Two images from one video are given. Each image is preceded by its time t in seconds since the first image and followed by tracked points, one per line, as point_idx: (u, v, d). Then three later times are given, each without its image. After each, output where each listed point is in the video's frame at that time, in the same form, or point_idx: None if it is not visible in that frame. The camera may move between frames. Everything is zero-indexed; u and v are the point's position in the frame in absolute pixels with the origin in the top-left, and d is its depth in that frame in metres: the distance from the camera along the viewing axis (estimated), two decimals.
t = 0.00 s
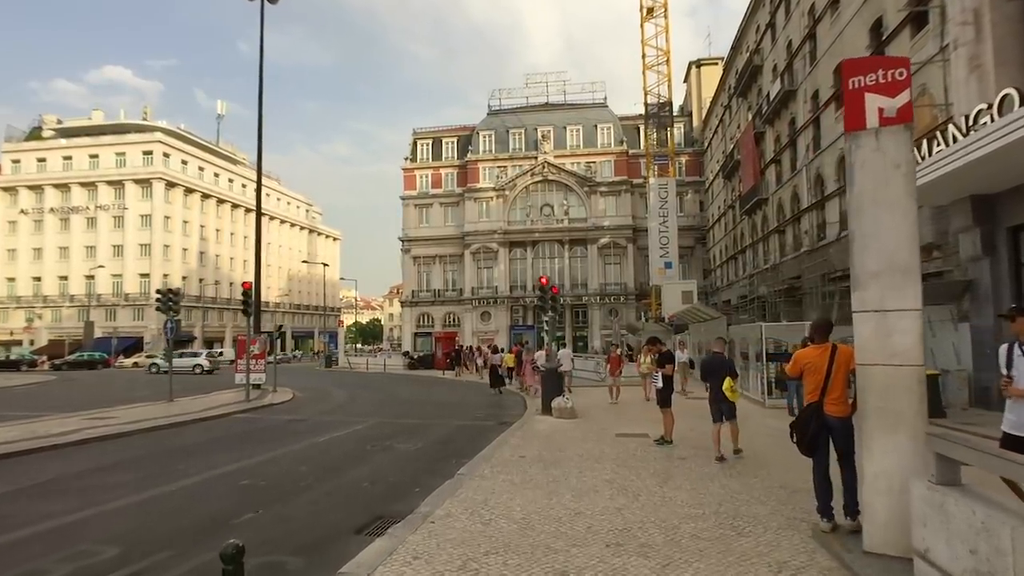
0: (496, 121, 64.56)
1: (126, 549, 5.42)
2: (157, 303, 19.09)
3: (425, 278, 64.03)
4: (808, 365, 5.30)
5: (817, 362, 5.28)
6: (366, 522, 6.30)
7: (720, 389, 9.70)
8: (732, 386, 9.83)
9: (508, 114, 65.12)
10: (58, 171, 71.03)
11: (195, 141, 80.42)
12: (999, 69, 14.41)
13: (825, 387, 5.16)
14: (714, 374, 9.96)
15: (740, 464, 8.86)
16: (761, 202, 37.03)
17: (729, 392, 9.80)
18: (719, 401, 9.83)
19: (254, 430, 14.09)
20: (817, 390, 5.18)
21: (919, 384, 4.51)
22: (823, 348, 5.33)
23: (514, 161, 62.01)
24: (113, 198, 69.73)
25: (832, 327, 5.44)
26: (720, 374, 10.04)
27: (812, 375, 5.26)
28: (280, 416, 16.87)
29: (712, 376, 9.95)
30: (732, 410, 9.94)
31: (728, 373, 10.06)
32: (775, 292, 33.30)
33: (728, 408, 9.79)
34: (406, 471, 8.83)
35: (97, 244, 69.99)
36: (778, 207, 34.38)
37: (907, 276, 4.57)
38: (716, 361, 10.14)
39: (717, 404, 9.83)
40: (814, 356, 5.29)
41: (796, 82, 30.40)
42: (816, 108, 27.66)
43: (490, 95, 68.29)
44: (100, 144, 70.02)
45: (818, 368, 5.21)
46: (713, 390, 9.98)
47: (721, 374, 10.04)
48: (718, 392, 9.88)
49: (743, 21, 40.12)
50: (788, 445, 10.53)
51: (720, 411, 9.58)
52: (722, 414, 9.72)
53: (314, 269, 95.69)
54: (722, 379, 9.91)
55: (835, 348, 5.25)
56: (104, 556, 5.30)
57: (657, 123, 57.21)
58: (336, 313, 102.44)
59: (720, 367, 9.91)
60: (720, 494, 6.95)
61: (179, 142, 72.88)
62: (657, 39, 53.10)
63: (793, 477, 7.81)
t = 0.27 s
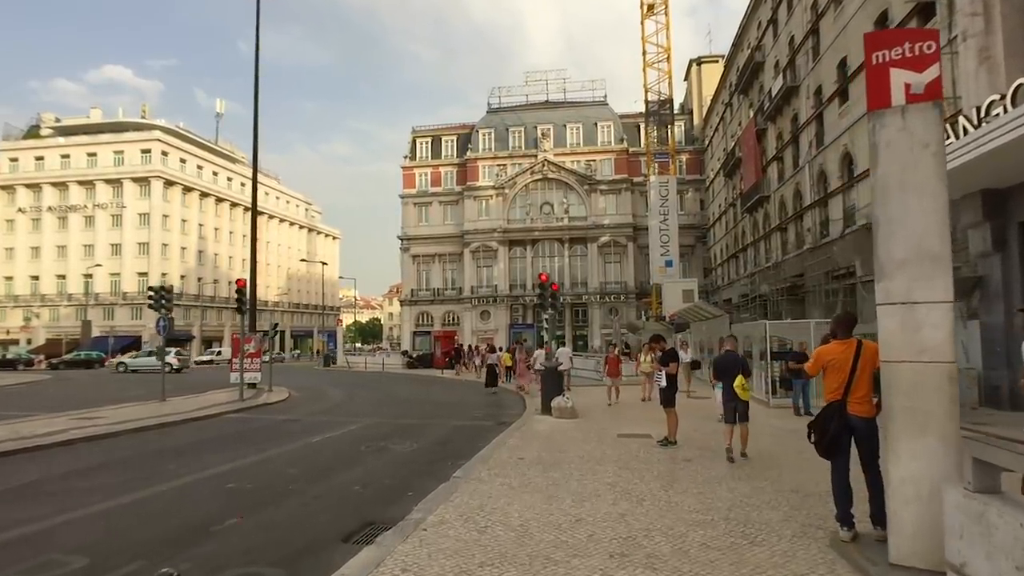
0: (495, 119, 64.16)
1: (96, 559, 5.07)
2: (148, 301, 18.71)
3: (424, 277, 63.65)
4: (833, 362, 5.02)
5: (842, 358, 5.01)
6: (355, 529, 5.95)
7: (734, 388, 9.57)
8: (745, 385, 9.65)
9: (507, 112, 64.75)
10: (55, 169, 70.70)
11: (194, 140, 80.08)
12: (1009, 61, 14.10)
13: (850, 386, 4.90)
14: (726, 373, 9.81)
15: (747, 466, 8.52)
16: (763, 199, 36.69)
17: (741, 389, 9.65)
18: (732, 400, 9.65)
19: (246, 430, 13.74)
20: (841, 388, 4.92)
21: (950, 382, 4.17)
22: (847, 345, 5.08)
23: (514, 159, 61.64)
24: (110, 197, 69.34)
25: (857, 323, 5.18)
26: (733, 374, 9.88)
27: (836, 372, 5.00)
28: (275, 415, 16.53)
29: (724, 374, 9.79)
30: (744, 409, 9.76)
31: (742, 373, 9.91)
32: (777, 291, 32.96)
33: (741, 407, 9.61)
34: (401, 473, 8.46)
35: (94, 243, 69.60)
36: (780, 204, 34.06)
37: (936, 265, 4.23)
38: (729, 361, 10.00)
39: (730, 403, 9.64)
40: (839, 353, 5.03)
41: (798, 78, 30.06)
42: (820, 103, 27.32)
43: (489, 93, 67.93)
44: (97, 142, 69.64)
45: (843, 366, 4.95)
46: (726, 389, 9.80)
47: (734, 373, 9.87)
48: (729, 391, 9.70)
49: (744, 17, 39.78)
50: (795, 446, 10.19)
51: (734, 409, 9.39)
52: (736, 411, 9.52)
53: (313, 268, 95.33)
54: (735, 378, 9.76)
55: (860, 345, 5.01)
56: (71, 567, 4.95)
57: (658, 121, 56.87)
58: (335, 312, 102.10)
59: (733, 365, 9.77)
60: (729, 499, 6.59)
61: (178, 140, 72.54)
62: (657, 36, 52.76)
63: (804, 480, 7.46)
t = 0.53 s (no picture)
0: (495, 118, 63.81)
1: None
2: (140, 300, 18.35)
3: (423, 276, 63.30)
4: (862, 362, 4.69)
5: (871, 358, 4.68)
6: (341, 542, 5.59)
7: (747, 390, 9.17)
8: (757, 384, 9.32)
9: (507, 111, 64.36)
10: (53, 168, 70.35)
11: (193, 139, 79.74)
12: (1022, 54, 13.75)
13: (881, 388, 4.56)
14: (738, 371, 9.41)
15: (756, 472, 8.13)
16: (765, 198, 36.34)
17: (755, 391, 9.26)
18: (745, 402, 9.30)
19: (237, 433, 13.37)
20: (872, 388, 4.57)
21: (989, 386, 3.79)
22: (878, 345, 4.73)
23: (514, 159, 61.31)
24: (108, 196, 68.94)
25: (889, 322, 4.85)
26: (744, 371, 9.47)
27: (865, 372, 4.66)
28: (269, 416, 16.18)
29: (736, 374, 9.40)
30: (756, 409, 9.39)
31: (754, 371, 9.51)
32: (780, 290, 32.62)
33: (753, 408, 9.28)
34: (394, 479, 8.11)
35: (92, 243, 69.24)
36: (782, 203, 33.71)
37: (972, 257, 3.84)
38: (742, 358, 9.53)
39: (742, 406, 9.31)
40: (868, 352, 4.69)
41: (801, 75, 29.71)
42: (823, 100, 26.98)
43: (489, 92, 67.59)
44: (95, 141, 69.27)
45: (874, 366, 4.62)
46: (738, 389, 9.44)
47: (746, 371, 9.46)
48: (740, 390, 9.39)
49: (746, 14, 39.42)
50: (804, 450, 9.81)
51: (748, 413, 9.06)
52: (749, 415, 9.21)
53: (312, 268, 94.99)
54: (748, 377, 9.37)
55: (891, 346, 4.68)
56: None
57: (659, 120, 56.53)
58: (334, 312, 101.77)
59: (745, 364, 9.35)
60: (741, 509, 6.21)
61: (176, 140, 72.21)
62: (658, 34, 52.43)
63: (818, 488, 7.07)
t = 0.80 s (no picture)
0: (495, 116, 63.43)
1: None
2: (132, 298, 18.03)
3: (423, 275, 62.97)
4: (898, 363, 4.61)
5: (908, 357, 4.61)
6: (329, 553, 5.23)
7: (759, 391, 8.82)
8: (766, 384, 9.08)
9: (507, 109, 64.00)
10: (50, 167, 70.06)
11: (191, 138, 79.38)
12: None
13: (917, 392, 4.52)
14: (746, 371, 9.13)
15: (769, 476, 7.77)
16: (768, 196, 35.99)
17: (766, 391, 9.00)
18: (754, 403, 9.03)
19: (230, 434, 13.02)
20: (906, 393, 4.55)
21: None
22: (918, 343, 4.63)
23: (515, 157, 60.95)
24: (105, 194, 68.58)
25: (928, 319, 4.74)
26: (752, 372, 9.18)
27: (901, 372, 4.61)
28: (264, 417, 15.85)
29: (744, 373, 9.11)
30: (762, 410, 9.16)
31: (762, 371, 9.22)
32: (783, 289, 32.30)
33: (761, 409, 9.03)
34: (388, 484, 7.76)
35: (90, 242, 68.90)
36: (785, 201, 33.37)
37: (1019, 247, 3.47)
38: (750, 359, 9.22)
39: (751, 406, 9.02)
40: (904, 352, 4.62)
41: (805, 71, 29.37)
42: (828, 96, 26.63)
43: (489, 90, 67.25)
44: (93, 139, 68.95)
45: (909, 369, 4.56)
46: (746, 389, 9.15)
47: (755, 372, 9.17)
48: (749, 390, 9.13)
49: (749, 11, 39.07)
50: (816, 453, 9.45)
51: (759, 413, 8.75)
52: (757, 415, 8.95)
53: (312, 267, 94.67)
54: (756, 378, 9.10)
55: (932, 346, 4.57)
56: None
57: (660, 118, 56.15)
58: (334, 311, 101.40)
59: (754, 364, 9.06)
60: (757, 518, 5.85)
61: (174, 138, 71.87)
62: (659, 31, 52.09)
63: (835, 494, 6.72)
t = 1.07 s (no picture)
0: (495, 115, 63.09)
1: None
2: (124, 297, 17.74)
3: (422, 275, 62.65)
4: (931, 365, 4.47)
5: (940, 358, 4.47)
6: (316, 566, 4.90)
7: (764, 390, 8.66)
8: (770, 383, 8.97)
9: (507, 108, 63.65)
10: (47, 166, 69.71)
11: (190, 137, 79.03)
12: None
13: (952, 395, 4.37)
14: (750, 370, 9.00)
15: (781, 480, 7.42)
16: (770, 195, 35.67)
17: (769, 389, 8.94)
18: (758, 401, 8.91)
19: (222, 436, 12.68)
20: (935, 397, 4.42)
21: None
22: (951, 343, 4.48)
23: (515, 156, 60.61)
24: (102, 193, 68.25)
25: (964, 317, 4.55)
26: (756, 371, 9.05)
27: (932, 374, 4.47)
28: (258, 419, 15.50)
29: (748, 372, 8.98)
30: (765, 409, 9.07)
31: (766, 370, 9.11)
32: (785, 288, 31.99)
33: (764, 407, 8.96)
34: (382, 490, 7.43)
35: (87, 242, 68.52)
36: (787, 200, 33.06)
37: None
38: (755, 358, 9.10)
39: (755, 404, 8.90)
40: (935, 353, 4.48)
41: (807, 68, 29.04)
42: (831, 94, 26.30)
43: (489, 89, 66.92)
44: (90, 138, 68.57)
45: (939, 371, 4.42)
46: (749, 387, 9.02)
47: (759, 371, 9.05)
48: (754, 389, 8.98)
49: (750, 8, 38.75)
50: (828, 456, 9.10)
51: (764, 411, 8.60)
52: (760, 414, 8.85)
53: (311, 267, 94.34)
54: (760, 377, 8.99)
55: (965, 347, 4.42)
56: None
57: (661, 117, 55.84)
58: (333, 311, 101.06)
59: (758, 363, 8.97)
60: (773, 528, 5.51)
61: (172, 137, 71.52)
62: (660, 29, 51.78)
63: (853, 502, 6.37)
